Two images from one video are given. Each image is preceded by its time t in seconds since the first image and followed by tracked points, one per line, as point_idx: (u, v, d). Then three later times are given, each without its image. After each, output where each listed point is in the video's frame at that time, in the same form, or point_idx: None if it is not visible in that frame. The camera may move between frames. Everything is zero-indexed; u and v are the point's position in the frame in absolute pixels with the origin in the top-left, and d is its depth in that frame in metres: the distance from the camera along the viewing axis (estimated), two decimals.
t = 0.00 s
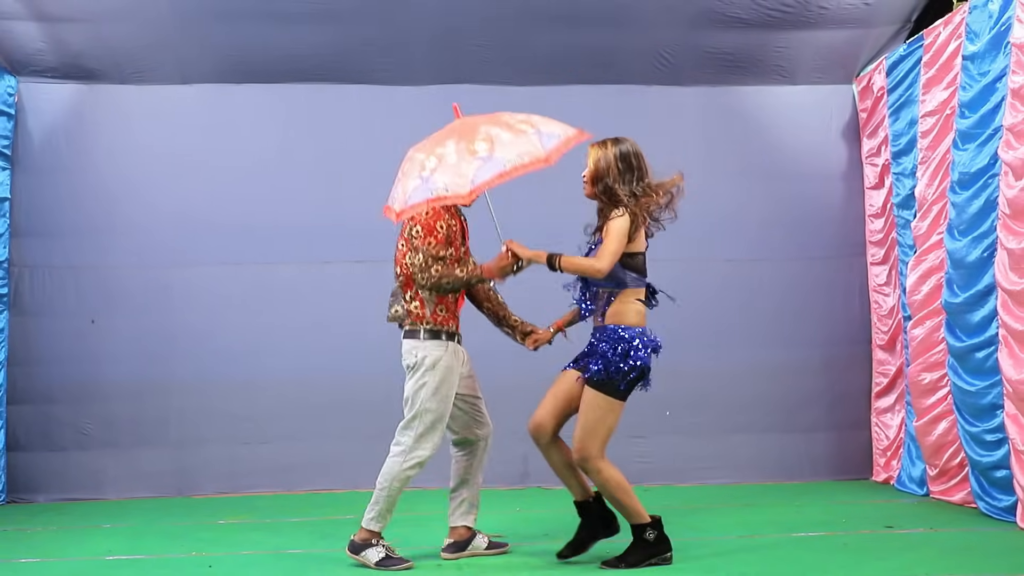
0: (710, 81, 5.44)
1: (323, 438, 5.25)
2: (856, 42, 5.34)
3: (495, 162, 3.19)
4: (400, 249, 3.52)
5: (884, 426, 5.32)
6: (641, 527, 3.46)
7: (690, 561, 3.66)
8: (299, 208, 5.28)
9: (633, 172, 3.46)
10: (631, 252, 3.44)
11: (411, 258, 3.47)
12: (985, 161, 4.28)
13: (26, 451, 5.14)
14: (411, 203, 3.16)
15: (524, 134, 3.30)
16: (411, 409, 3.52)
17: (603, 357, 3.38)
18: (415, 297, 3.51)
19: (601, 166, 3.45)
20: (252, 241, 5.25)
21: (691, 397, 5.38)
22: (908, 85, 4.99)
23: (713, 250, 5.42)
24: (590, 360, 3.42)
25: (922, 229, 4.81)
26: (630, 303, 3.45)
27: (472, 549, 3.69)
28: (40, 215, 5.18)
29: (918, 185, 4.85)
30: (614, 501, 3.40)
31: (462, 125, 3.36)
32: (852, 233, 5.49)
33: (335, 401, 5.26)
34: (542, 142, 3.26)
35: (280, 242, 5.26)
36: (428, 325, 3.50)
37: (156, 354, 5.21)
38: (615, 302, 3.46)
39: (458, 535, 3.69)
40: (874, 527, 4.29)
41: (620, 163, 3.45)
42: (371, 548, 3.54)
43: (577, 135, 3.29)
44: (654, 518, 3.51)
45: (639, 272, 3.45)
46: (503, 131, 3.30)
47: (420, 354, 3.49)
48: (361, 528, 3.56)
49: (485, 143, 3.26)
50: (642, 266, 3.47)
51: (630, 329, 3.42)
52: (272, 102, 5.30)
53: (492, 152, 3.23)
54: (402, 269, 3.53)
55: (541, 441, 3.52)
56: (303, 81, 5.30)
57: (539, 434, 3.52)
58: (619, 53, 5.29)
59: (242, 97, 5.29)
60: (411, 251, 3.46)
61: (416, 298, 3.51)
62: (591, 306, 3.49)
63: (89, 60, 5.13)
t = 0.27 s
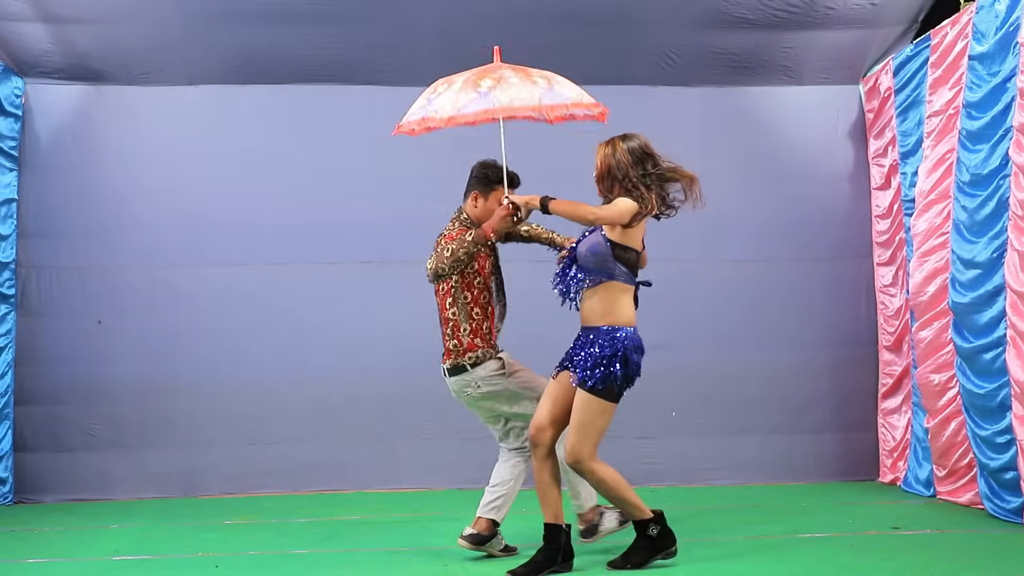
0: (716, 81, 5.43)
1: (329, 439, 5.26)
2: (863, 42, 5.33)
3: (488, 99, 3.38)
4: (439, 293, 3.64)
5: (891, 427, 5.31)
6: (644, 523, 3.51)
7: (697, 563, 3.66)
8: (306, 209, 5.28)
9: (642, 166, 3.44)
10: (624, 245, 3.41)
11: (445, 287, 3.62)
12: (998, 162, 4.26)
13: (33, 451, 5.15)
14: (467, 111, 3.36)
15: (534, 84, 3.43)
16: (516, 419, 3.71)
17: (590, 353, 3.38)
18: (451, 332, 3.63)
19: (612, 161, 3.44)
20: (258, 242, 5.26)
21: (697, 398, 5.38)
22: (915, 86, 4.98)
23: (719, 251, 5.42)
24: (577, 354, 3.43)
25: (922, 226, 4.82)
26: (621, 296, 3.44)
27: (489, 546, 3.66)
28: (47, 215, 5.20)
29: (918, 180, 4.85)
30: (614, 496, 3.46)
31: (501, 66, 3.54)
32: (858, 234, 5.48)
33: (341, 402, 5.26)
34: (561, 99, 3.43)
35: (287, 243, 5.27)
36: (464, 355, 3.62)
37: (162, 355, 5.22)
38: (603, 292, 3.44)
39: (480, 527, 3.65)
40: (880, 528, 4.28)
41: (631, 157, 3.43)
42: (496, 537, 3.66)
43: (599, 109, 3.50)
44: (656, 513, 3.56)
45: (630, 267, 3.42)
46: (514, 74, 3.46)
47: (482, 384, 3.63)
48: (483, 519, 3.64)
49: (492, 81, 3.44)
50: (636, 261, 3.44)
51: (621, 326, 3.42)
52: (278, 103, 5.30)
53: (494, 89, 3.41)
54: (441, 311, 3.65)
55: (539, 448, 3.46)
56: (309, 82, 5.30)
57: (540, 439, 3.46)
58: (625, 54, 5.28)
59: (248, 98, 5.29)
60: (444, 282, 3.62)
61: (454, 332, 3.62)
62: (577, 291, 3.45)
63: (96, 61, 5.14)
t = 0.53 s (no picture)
0: (717, 79, 5.43)
1: (330, 437, 5.26)
2: (865, 41, 5.33)
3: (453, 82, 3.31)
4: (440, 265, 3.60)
5: (892, 425, 5.31)
6: (657, 529, 3.41)
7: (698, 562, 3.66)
8: (306, 207, 5.28)
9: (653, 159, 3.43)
10: (640, 236, 3.41)
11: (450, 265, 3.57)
12: (1000, 160, 4.26)
13: (35, 450, 5.16)
14: (444, 102, 3.27)
15: (489, 45, 3.40)
16: (512, 400, 3.56)
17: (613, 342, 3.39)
18: (452, 310, 3.56)
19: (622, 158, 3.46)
20: (259, 241, 5.26)
21: (698, 396, 5.37)
22: (917, 84, 4.98)
23: (720, 249, 5.42)
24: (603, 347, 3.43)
25: (926, 227, 4.82)
26: (643, 287, 3.44)
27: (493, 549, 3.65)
28: (49, 214, 5.20)
29: (922, 181, 4.86)
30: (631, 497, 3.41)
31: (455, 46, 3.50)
32: (860, 232, 5.47)
33: (342, 400, 5.26)
34: (518, 47, 3.37)
35: (288, 242, 5.27)
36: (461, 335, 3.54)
37: (163, 353, 5.22)
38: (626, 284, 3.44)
39: (478, 535, 3.65)
40: (882, 527, 4.28)
41: (641, 152, 3.43)
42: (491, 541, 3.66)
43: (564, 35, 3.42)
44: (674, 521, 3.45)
45: (650, 258, 3.42)
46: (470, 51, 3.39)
47: (476, 365, 3.53)
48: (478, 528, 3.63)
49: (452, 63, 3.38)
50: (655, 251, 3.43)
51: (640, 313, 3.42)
52: (279, 102, 5.30)
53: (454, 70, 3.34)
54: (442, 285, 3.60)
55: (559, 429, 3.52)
56: (310, 81, 5.30)
57: (558, 421, 3.52)
58: (626, 52, 5.28)
59: (250, 96, 5.29)
60: (449, 259, 3.56)
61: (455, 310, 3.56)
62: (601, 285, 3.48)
63: (97, 60, 5.13)
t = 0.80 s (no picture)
0: (719, 78, 5.42)
1: (332, 436, 5.26)
2: (867, 39, 5.33)
3: (509, 48, 3.19)
4: (440, 243, 3.38)
5: (893, 424, 5.31)
6: (655, 524, 3.42)
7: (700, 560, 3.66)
8: (308, 206, 5.28)
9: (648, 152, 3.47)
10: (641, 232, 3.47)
11: (452, 249, 3.35)
12: (999, 158, 4.26)
13: (36, 448, 5.16)
14: (488, 68, 3.17)
15: (555, 22, 3.22)
16: (455, 413, 3.33)
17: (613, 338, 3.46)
18: (446, 296, 3.36)
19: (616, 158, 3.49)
20: (260, 239, 5.26)
21: (700, 395, 5.37)
22: (918, 83, 4.97)
23: (722, 247, 5.41)
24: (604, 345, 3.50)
25: (931, 226, 4.81)
26: (646, 281, 3.48)
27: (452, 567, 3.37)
28: (50, 212, 5.20)
29: (925, 180, 4.85)
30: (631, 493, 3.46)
31: (532, 10, 3.34)
32: (861, 231, 5.47)
33: (344, 399, 5.26)
34: (583, 31, 3.18)
35: (289, 240, 5.27)
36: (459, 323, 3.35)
37: (165, 352, 5.22)
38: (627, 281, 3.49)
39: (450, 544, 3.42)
40: (883, 525, 4.28)
41: (635, 149, 3.46)
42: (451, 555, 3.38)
43: (641, 27, 3.28)
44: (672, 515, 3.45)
45: (651, 253, 3.46)
46: (538, 17, 3.25)
47: (440, 356, 3.35)
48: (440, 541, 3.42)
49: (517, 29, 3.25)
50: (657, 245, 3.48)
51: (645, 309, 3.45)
52: (280, 101, 5.30)
53: (517, 36, 3.22)
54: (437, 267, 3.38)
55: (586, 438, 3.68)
56: (311, 80, 5.30)
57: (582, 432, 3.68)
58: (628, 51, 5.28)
59: (251, 95, 5.29)
60: (454, 242, 3.35)
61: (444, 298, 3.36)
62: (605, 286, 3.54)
63: (98, 58, 5.13)
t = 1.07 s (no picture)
0: (720, 76, 5.42)
1: (333, 434, 5.26)
2: (868, 37, 5.33)
3: (502, 79, 3.08)
4: (435, 267, 3.28)
5: (894, 422, 5.31)
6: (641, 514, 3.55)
7: (701, 558, 3.66)
8: (309, 205, 5.28)
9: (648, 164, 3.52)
10: (635, 241, 3.48)
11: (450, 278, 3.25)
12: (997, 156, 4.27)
13: (38, 446, 5.17)
14: (484, 96, 3.06)
15: (549, 52, 3.14)
16: (476, 433, 3.26)
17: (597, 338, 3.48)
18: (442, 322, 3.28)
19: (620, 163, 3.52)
20: (262, 238, 5.26)
21: (701, 393, 5.38)
22: (919, 81, 4.97)
23: (723, 246, 5.42)
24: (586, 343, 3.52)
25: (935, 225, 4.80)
26: (632, 289, 3.51)
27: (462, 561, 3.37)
28: (51, 211, 5.20)
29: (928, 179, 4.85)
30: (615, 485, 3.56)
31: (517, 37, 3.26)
32: (862, 229, 5.47)
33: (345, 397, 5.26)
34: (578, 62, 3.11)
35: (290, 239, 5.27)
36: (454, 348, 3.28)
37: (165, 350, 5.22)
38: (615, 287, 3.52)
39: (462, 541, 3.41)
40: (884, 523, 4.28)
41: (638, 158, 3.51)
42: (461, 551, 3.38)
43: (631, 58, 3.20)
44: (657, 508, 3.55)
45: (641, 261, 3.49)
46: (527, 45, 3.16)
47: (446, 384, 3.29)
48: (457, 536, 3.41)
49: (506, 57, 3.15)
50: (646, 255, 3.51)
51: (629, 316, 3.50)
52: (281, 99, 5.30)
53: (506, 66, 3.12)
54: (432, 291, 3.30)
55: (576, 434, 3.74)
56: (313, 78, 5.30)
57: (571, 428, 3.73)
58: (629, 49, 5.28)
59: (252, 93, 5.29)
60: (449, 271, 3.25)
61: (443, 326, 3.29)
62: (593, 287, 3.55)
63: (99, 57, 5.14)
